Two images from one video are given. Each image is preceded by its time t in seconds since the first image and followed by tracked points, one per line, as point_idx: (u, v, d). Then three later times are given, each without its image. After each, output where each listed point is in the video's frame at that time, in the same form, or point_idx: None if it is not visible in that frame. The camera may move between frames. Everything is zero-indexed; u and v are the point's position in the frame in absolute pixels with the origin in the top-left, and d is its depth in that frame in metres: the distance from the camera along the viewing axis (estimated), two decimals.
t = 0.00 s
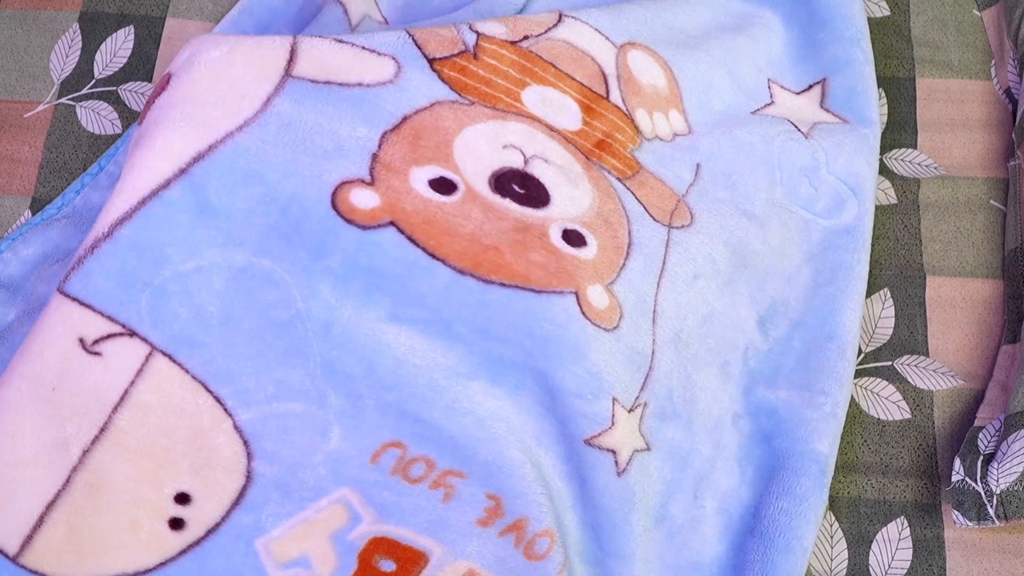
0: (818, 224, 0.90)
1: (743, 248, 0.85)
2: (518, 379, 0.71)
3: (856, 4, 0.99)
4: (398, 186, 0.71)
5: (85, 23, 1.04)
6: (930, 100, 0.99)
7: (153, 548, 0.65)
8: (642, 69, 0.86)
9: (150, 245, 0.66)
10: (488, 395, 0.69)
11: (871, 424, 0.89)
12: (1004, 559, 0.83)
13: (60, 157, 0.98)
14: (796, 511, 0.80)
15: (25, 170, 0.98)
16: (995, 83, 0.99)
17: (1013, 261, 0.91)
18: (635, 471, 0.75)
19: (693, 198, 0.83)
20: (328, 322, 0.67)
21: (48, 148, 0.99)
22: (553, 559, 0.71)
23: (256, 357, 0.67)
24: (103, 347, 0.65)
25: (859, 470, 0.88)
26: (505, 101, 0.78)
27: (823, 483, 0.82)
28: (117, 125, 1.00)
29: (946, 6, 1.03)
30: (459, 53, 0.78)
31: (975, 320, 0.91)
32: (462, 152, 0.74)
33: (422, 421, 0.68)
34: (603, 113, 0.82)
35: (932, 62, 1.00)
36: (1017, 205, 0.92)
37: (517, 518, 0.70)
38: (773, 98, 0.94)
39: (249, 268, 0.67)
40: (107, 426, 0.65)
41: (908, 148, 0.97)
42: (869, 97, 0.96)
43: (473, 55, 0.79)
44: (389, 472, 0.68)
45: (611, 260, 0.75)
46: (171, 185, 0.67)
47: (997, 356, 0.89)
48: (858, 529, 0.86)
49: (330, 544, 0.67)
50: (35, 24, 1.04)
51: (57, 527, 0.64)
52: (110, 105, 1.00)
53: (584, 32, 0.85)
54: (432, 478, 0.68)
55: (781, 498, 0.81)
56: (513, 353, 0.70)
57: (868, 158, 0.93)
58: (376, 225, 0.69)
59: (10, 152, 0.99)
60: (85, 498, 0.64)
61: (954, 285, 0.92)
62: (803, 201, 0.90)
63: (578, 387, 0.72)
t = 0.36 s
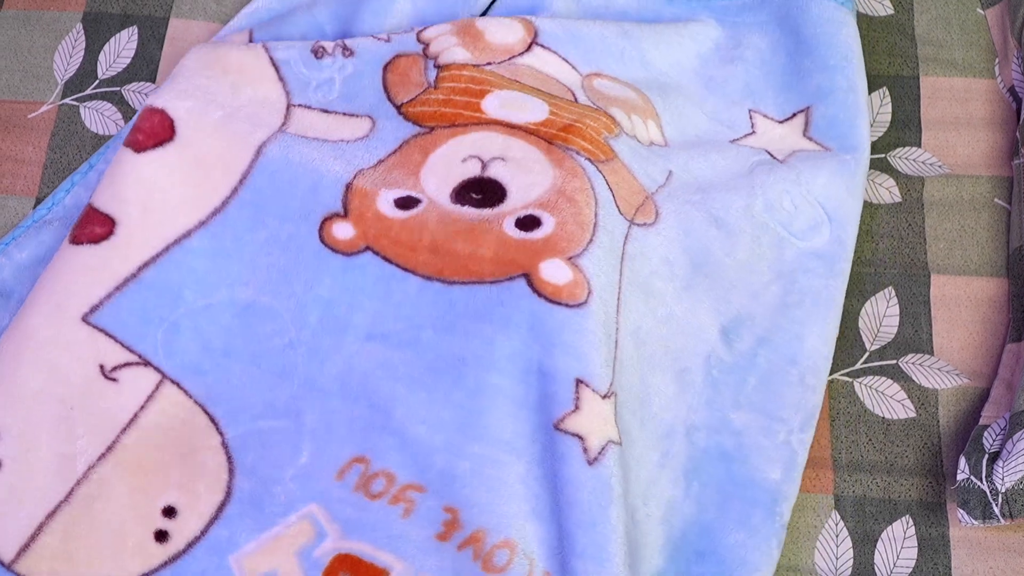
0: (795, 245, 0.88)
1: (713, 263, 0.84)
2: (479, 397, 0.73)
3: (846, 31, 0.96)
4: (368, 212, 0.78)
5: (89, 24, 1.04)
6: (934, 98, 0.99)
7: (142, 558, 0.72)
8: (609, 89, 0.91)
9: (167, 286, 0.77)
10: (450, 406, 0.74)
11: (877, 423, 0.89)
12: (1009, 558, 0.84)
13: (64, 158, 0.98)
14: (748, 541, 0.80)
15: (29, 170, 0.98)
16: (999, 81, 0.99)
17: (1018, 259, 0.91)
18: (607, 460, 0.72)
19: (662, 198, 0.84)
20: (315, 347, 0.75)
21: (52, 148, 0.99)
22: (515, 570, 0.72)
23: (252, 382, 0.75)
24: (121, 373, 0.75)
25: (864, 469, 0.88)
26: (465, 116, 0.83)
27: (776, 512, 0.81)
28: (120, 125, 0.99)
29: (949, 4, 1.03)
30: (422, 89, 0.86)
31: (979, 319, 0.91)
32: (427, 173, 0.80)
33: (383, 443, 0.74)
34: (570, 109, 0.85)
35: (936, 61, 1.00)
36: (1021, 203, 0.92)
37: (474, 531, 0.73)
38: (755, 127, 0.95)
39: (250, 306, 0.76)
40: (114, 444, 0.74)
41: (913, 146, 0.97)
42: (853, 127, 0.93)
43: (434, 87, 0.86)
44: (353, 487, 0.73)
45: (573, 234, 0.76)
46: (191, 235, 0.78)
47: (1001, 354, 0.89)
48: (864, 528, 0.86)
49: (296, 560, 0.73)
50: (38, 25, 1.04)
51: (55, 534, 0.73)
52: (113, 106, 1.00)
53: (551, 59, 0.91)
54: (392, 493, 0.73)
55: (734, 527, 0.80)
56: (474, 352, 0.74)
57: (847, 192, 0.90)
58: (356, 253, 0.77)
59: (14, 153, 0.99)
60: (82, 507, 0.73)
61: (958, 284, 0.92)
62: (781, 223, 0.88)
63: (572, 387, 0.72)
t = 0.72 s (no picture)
0: (769, 284, 0.87)
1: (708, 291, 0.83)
2: (472, 434, 0.75)
3: (835, 63, 0.96)
4: (365, 245, 0.79)
5: (91, 25, 1.03)
6: (936, 98, 0.99)
7: None
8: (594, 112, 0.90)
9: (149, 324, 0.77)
10: (443, 442, 0.75)
11: (879, 423, 0.89)
12: (1011, 557, 0.84)
13: (66, 159, 0.98)
14: None
15: (31, 172, 0.98)
16: (1000, 81, 0.99)
17: (1021, 259, 0.91)
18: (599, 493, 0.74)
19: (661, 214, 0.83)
20: (305, 383, 0.77)
21: (54, 149, 0.99)
22: None
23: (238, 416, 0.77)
24: (107, 413, 0.76)
25: (867, 469, 0.88)
26: (455, 131, 0.83)
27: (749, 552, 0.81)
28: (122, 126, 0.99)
29: (951, 4, 1.03)
30: (410, 96, 0.84)
31: (982, 318, 0.91)
32: (416, 203, 0.80)
33: (373, 479, 0.76)
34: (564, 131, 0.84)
35: (937, 60, 1.00)
36: None
37: (466, 565, 0.75)
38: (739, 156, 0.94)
39: (235, 341, 0.77)
40: (103, 487, 0.75)
41: (915, 145, 0.97)
42: (838, 161, 0.92)
43: (423, 95, 0.85)
44: (343, 523, 0.76)
45: (572, 283, 0.77)
46: (173, 271, 0.78)
47: (1004, 354, 0.89)
48: (867, 528, 0.86)
49: None
50: (41, 26, 1.04)
51: None
52: (115, 106, 1.00)
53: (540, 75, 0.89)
54: (381, 528, 0.75)
55: (706, 563, 0.81)
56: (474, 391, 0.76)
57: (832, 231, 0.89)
58: (350, 287, 0.78)
59: (16, 154, 0.99)
60: (75, 551, 0.75)
61: (961, 283, 0.92)
62: (756, 262, 0.87)
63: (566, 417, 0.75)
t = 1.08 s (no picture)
0: (767, 315, 0.86)
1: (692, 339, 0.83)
2: (451, 468, 0.77)
3: (829, 95, 0.93)
4: (339, 292, 0.79)
5: (93, 26, 1.03)
6: (939, 98, 0.99)
7: None
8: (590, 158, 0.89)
9: (149, 374, 0.79)
10: (423, 476, 0.77)
11: (884, 423, 0.89)
12: (1015, 556, 0.84)
13: (69, 160, 0.99)
14: None
15: (34, 173, 0.98)
16: (1003, 80, 0.99)
17: None
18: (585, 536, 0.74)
19: (657, 265, 0.80)
20: (296, 425, 0.80)
21: (56, 150, 0.99)
22: None
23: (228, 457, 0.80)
24: (106, 455, 0.77)
25: (871, 468, 0.88)
26: (435, 167, 0.79)
27: None
28: (125, 126, 0.99)
29: (953, 4, 1.02)
30: (390, 131, 0.82)
31: (986, 318, 0.91)
32: (389, 247, 0.78)
33: (354, 512, 0.77)
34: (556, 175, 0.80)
35: (940, 60, 1.00)
36: None
37: None
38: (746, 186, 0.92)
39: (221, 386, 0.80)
40: (97, 528, 0.77)
41: (918, 145, 0.97)
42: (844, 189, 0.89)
43: (404, 129, 0.81)
44: (321, 555, 0.76)
45: (547, 333, 0.75)
46: (187, 320, 0.80)
47: (1007, 354, 0.89)
48: (871, 527, 0.86)
49: None
50: (43, 27, 1.03)
51: None
52: (118, 107, 1.00)
53: (526, 128, 0.90)
54: (359, 562, 0.75)
55: None
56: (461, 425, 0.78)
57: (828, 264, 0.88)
58: (327, 331, 0.80)
59: (19, 155, 0.99)
60: None
61: (965, 283, 0.92)
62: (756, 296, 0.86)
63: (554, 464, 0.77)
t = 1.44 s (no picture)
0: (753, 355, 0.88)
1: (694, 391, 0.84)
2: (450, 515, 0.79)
3: (749, 158, 0.93)
4: (365, 467, 0.72)
5: (95, 27, 1.03)
6: (943, 98, 0.98)
7: None
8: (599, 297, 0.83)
9: (164, 473, 0.74)
10: (421, 523, 0.79)
11: (889, 424, 0.88)
12: (1020, 556, 0.84)
13: (71, 162, 0.98)
14: None
15: (36, 175, 0.98)
16: (1007, 81, 0.99)
17: None
18: None
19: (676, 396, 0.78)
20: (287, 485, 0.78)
21: (59, 152, 0.99)
22: None
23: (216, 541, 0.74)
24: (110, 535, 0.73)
25: (877, 470, 0.88)
26: (501, 365, 0.70)
27: None
28: (128, 128, 0.99)
29: (958, 4, 1.02)
30: (443, 304, 0.71)
31: (991, 319, 0.91)
32: (435, 442, 0.71)
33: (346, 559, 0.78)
34: (611, 335, 0.75)
35: (944, 60, 1.00)
36: None
37: None
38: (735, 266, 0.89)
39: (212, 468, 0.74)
40: None
41: (923, 145, 0.97)
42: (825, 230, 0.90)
43: (459, 304, 0.71)
44: None
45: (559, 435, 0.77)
46: (203, 427, 0.74)
47: (1013, 354, 0.89)
48: (877, 528, 0.86)
49: None
50: (44, 28, 1.03)
51: None
52: (120, 109, 1.00)
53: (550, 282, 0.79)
54: None
55: None
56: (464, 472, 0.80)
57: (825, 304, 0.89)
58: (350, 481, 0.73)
59: (21, 157, 0.99)
60: None
61: (970, 283, 0.92)
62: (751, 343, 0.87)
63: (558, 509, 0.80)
